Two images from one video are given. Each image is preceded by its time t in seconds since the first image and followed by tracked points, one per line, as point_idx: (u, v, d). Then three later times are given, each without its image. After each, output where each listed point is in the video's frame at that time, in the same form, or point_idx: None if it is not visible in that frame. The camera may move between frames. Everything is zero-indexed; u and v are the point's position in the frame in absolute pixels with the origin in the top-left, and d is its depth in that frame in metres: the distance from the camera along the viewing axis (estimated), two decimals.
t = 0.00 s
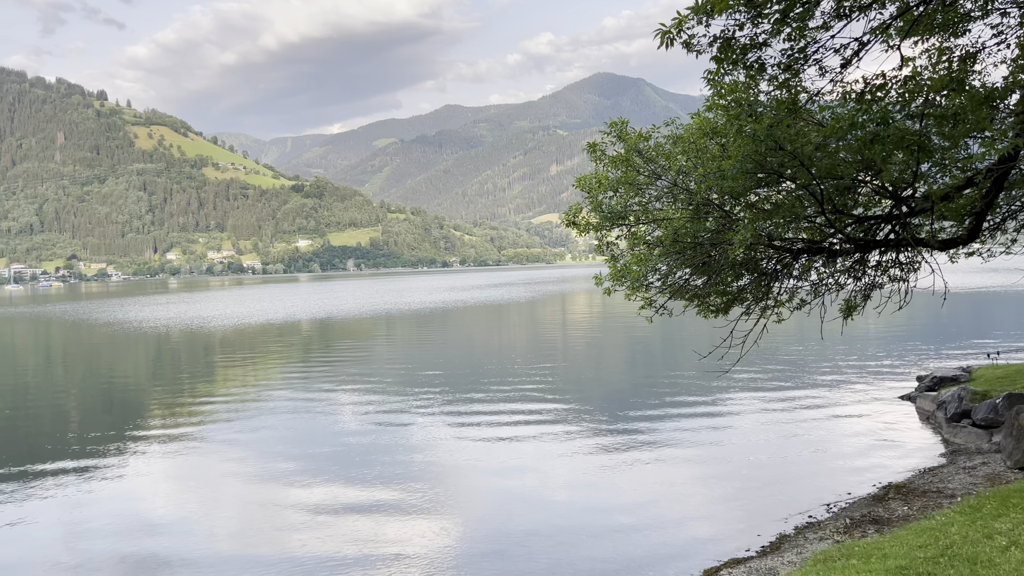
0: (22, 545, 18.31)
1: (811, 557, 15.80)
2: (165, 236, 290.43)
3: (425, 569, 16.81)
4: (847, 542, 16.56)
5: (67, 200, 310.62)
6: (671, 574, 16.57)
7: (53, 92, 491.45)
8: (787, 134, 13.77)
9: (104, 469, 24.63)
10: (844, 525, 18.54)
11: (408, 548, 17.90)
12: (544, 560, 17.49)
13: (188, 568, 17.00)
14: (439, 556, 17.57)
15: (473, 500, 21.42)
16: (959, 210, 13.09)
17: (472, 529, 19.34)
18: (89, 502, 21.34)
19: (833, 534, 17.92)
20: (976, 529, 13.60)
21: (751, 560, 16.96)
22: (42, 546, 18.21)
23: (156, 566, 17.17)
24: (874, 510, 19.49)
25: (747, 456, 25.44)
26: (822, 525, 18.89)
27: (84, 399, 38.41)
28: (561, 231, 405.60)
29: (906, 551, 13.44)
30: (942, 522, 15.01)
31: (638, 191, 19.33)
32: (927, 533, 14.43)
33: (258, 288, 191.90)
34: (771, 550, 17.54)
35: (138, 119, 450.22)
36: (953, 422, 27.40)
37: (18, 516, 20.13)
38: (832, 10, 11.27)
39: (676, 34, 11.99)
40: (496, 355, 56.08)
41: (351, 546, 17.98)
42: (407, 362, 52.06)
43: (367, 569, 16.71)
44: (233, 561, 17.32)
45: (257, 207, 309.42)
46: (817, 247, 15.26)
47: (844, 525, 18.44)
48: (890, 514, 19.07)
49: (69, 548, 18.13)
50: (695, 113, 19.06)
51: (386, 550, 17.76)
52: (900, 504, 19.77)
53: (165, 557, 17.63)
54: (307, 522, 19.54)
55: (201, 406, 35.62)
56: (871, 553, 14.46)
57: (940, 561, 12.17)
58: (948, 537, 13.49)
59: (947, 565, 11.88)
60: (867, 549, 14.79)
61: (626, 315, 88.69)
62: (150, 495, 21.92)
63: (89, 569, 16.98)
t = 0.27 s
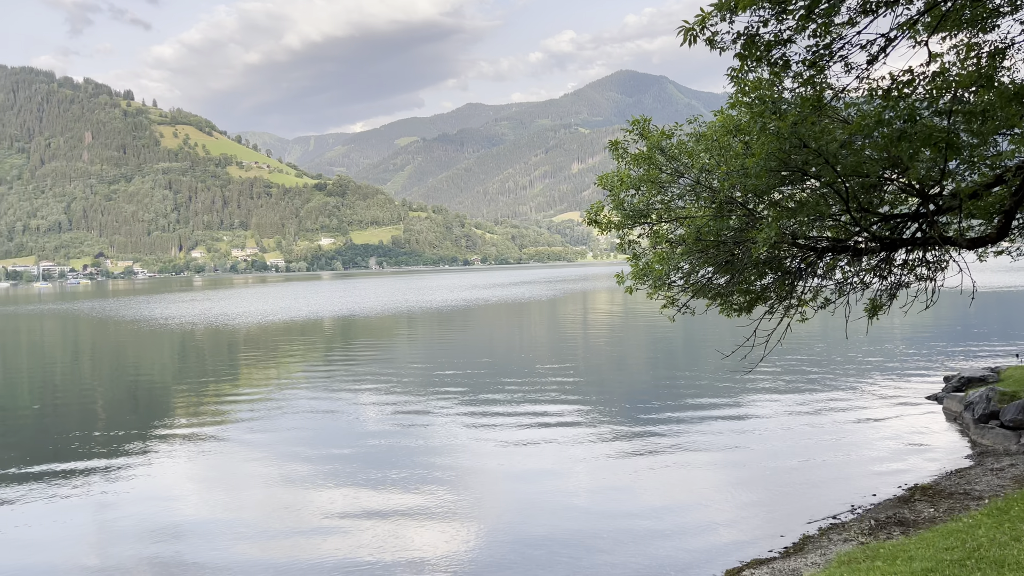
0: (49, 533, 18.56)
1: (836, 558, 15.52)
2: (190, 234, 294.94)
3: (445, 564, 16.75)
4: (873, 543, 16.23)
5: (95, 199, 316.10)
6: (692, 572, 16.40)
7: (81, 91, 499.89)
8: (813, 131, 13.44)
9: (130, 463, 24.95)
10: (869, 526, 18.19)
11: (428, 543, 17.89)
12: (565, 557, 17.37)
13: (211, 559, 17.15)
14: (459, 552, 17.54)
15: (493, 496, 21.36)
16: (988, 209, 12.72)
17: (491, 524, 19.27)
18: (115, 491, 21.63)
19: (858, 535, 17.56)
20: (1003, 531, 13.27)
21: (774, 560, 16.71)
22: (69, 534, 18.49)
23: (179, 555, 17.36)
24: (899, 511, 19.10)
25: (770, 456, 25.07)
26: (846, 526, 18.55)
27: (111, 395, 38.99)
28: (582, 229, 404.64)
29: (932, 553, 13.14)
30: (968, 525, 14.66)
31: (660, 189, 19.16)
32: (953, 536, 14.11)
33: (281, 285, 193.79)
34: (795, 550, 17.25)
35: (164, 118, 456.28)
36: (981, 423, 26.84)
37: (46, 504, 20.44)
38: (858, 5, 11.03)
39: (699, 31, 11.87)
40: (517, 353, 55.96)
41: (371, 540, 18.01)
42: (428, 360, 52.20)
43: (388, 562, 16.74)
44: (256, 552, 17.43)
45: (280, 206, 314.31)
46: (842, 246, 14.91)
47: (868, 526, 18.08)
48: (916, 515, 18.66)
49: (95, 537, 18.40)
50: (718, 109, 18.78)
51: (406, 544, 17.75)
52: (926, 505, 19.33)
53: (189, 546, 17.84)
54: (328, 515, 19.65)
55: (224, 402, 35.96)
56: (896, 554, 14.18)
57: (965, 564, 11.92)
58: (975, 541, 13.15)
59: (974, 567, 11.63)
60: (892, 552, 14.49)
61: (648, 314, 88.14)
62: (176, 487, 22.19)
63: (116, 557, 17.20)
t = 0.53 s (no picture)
0: (74, 528, 18.80)
1: (858, 560, 15.30)
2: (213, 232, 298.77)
3: (463, 564, 16.71)
4: (897, 545, 15.88)
5: (120, 197, 320.86)
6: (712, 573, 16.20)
7: (106, 90, 507.06)
8: (836, 127, 13.01)
9: (153, 458, 25.28)
10: (894, 528, 17.75)
11: (445, 543, 17.88)
12: (583, 558, 17.19)
13: (231, 556, 17.29)
14: (477, 551, 17.50)
15: (511, 495, 21.28)
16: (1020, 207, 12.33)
17: (509, 524, 19.20)
18: (138, 488, 21.88)
19: (881, 536, 17.23)
20: None
21: (795, 561, 16.49)
22: (93, 530, 18.70)
23: (201, 552, 17.53)
24: (923, 513, 18.69)
25: (791, 455, 24.76)
26: (870, 527, 18.16)
27: (135, 390, 39.63)
28: (602, 227, 403.48)
29: (958, 555, 12.84)
30: (995, 528, 14.32)
31: (681, 185, 19.02)
32: (979, 538, 13.78)
33: (303, 283, 195.58)
34: (817, 551, 17.02)
35: (187, 117, 461.55)
36: (1006, 424, 26.26)
37: (72, 500, 20.73)
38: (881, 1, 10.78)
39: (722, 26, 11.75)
40: (536, 351, 56.12)
41: (390, 538, 18.04)
42: (447, 357, 52.46)
43: (406, 562, 16.72)
44: (276, 550, 17.53)
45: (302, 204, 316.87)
46: (866, 244, 14.58)
47: (893, 528, 17.69)
48: (941, 517, 18.22)
49: (118, 532, 18.64)
50: (740, 106, 18.48)
51: (423, 544, 17.76)
52: (951, 507, 18.89)
53: (211, 543, 18.05)
54: (347, 513, 19.70)
55: (245, 399, 36.37)
56: (921, 555, 13.91)
57: (991, 565, 11.73)
58: (1002, 542, 12.85)
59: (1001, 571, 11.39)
60: (915, 553, 14.21)
61: (668, 312, 87.70)
62: (198, 485, 22.39)
63: (139, 554, 17.39)
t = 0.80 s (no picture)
0: (97, 526, 19.09)
1: (879, 560, 15.06)
2: (234, 229, 302.02)
3: (479, 565, 16.75)
4: (918, 546, 15.62)
5: (143, 195, 325.25)
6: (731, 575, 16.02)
7: (130, 89, 513.65)
8: (857, 124, 12.81)
9: (176, 455, 25.63)
10: (915, 528, 17.45)
11: (461, 542, 17.92)
12: (600, 558, 17.14)
13: (249, 555, 17.45)
14: (494, 551, 17.50)
15: (529, 494, 21.30)
16: None
17: (526, 524, 19.22)
18: (162, 486, 22.23)
19: (904, 537, 16.93)
20: None
21: (815, 560, 16.30)
22: (115, 528, 19.00)
23: (221, 551, 17.74)
24: (946, 513, 18.31)
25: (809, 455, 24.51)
26: (891, 527, 17.89)
27: (157, 386, 40.12)
28: (621, 225, 402.04)
29: (981, 557, 12.61)
30: (1019, 529, 14.04)
31: (701, 183, 18.83)
32: (1003, 539, 13.52)
33: (322, 280, 196.67)
34: (837, 551, 16.78)
35: (209, 115, 466.05)
36: None
37: (97, 499, 21.13)
38: None
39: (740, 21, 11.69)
40: (554, 349, 56.01)
41: (406, 537, 18.09)
42: (465, 355, 52.51)
43: (422, 563, 16.76)
44: (292, 548, 17.69)
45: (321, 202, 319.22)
46: (889, 242, 14.38)
47: (914, 528, 17.39)
48: (964, 517, 17.86)
49: (138, 530, 18.92)
50: (760, 102, 18.23)
51: (440, 543, 17.81)
52: (974, 508, 18.52)
53: (232, 542, 18.23)
54: (365, 512, 19.84)
55: (264, 395, 36.65)
56: (943, 556, 13.68)
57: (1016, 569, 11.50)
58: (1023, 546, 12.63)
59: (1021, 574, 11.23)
60: (936, 554, 14.02)
61: (687, 310, 87.14)
62: (218, 481, 22.69)
63: (160, 552, 17.65)
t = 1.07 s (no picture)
0: (120, 511, 19.34)
1: (901, 560, 14.80)
2: (252, 227, 304.27)
3: (497, 553, 16.79)
4: (940, 546, 15.32)
5: (163, 193, 328.47)
6: (748, 569, 15.93)
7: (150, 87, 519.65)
8: (879, 119, 12.58)
9: (197, 449, 25.79)
10: (937, 528, 17.16)
11: (478, 534, 17.90)
12: (616, 549, 17.16)
13: (268, 541, 17.57)
14: (512, 540, 17.58)
15: (545, 487, 21.28)
16: None
17: (544, 515, 19.19)
18: (184, 474, 22.56)
19: (925, 537, 16.64)
20: None
21: (835, 559, 16.06)
22: (138, 512, 19.21)
23: (240, 536, 17.92)
24: (968, 513, 18.02)
25: (829, 453, 24.22)
26: (912, 527, 17.59)
27: (178, 382, 40.57)
28: (638, 223, 400.48)
29: (1004, 558, 12.35)
30: None
31: (719, 180, 18.66)
32: None
33: (340, 278, 197.30)
34: (858, 550, 16.51)
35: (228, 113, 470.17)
36: None
37: (120, 484, 21.42)
38: None
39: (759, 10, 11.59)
40: (571, 346, 56.00)
41: (423, 529, 18.08)
42: (483, 352, 52.55)
43: (439, 551, 16.82)
44: (308, 537, 17.74)
45: (339, 200, 320.99)
46: (910, 239, 14.14)
47: (936, 528, 17.07)
48: (986, 517, 17.55)
49: (159, 516, 19.08)
50: (780, 99, 18.02)
51: (460, 532, 17.88)
52: (998, 507, 18.18)
53: (251, 528, 18.45)
54: (383, 503, 19.93)
55: (282, 392, 36.94)
56: (964, 557, 13.42)
57: None
58: None
59: None
60: (959, 554, 13.66)
61: (705, 308, 86.64)
62: (238, 472, 22.90)
63: (182, 535, 17.86)
